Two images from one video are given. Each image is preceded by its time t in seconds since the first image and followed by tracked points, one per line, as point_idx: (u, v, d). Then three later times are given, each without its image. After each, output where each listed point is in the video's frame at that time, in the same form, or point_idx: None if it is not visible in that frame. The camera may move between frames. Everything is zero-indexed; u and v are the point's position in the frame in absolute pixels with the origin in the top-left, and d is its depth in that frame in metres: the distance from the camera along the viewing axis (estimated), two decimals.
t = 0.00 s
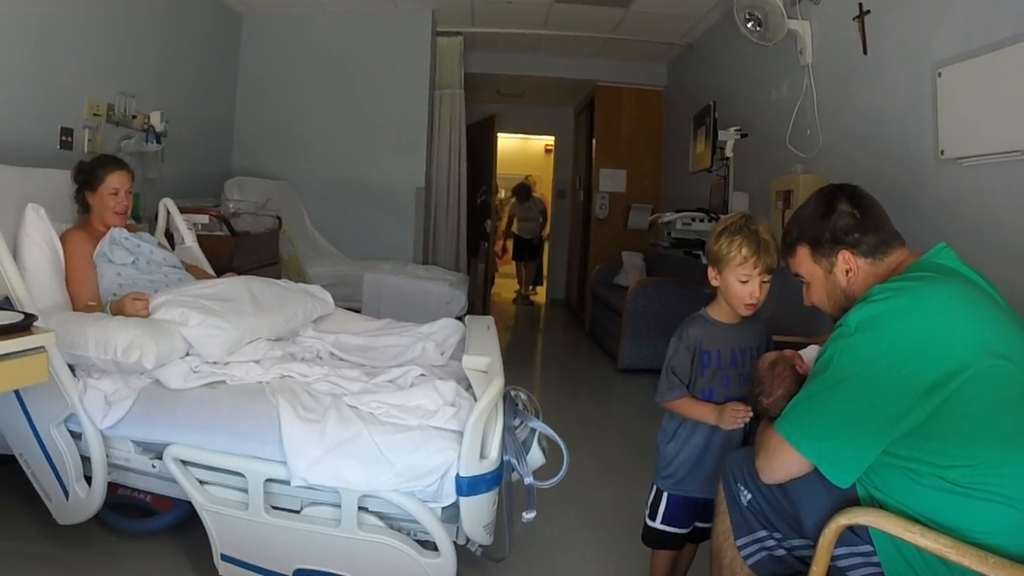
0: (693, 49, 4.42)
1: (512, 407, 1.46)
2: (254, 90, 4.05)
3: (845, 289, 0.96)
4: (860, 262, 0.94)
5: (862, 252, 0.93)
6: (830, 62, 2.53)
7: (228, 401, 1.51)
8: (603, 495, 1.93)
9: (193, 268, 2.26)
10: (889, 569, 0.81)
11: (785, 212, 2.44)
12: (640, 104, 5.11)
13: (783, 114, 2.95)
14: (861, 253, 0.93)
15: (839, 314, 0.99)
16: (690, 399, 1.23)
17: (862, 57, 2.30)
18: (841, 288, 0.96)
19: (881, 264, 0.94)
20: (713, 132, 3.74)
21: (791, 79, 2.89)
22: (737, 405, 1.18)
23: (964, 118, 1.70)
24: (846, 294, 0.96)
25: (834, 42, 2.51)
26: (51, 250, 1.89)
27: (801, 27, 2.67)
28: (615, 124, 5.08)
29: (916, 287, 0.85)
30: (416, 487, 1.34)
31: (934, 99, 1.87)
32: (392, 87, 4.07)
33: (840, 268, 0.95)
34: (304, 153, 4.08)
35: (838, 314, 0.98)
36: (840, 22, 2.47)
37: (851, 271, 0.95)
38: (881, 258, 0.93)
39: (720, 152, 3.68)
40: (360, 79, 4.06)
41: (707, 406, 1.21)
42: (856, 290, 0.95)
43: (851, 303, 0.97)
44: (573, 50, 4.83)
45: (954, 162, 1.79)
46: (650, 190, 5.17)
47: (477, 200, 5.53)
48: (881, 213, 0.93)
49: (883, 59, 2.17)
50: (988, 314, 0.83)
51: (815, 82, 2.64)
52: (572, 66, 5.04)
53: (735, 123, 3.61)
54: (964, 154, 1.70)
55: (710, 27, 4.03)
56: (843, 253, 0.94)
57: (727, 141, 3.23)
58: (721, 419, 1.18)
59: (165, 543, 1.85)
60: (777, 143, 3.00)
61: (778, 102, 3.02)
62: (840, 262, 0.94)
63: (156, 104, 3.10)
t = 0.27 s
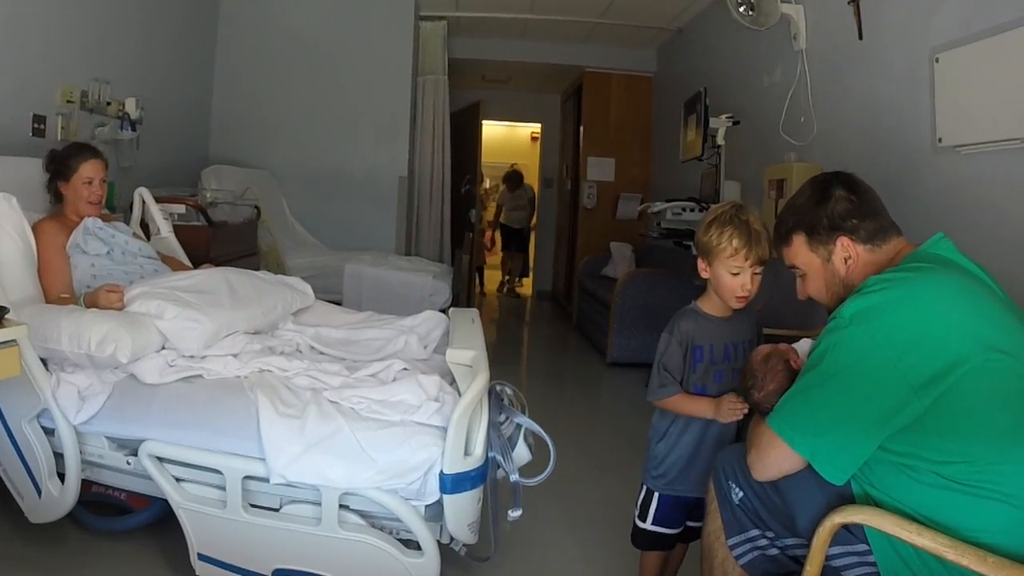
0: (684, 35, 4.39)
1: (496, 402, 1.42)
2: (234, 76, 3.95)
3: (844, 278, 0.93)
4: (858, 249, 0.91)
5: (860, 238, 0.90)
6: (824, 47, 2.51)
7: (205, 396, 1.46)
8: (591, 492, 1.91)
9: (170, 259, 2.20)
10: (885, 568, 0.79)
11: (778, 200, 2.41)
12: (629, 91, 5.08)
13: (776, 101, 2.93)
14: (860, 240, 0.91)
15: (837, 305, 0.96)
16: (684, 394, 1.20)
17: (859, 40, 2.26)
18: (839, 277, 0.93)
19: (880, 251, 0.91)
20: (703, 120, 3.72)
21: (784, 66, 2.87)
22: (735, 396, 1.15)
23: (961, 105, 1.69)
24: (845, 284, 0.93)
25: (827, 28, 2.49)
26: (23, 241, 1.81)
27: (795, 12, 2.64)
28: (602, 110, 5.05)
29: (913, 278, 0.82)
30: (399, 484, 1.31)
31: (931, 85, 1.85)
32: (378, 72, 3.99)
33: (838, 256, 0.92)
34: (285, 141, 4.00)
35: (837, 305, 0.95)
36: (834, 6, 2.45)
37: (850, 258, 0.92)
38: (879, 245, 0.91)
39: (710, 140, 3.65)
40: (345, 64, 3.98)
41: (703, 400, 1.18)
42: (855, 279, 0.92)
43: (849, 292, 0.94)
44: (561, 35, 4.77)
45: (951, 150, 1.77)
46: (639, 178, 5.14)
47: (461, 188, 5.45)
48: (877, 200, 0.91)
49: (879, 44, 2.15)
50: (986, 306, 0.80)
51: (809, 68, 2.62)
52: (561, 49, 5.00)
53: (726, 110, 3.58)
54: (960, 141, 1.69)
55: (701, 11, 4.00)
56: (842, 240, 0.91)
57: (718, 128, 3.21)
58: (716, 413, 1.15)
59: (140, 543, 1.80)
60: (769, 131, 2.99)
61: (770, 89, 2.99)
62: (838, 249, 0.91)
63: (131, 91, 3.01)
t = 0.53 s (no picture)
0: (674, 19, 4.37)
1: (481, 397, 1.38)
2: (212, 62, 3.86)
3: (845, 259, 0.90)
4: (859, 227, 0.89)
5: (861, 216, 0.88)
6: (818, 33, 2.49)
7: (181, 391, 1.41)
8: (579, 490, 1.89)
9: (144, 250, 2.14)
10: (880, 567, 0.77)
11: (770, 189, 2.38)
12: (617, 78, 5.05)
13: (769, 86, 2.90)
14: (860, 218, 0.88)
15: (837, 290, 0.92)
16: (678, 388, 1.17)
17: (854, 25, 2.24)
18: (840, 258, 0.90)
19: (879, 232, 0.89)
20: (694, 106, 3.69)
21: (777, 51, 2.85)
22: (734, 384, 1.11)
23: (960, 91, 1.67)
24: (846, 266, 0.90)
25: (822, 11, 2.47)
26: None
27: None
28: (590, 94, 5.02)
29: (909, 269, 0.79)
30: (381, 482, 1.27)
31: (928, 70, 1.84)
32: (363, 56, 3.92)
33: (838, 235, 0.89)
34: (266, 128, 3.92)
35: (837, 291, 0.92)
36: None
37: (851, 238, 0.89)
38: (879, 225, 0.89)
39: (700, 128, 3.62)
40: (328, 48, 3.91)
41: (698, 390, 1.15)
42: (855, 260, 0.90)
43: (851, 274, 0.90)
44: (550, 20, 4.71)
45: (950, 138, 1.75)
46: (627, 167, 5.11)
47: (444, 176, 5.38)
48: (874, 182, 0.90)
49: (875, 27, 2.13)
50: (985, 298, 0.78)
51: (802, 54, 2.59)
52: (548, 33, 4.95)
53: (716, 97, 3.56)
54: (960, 128, 1.67)
55: None
56: (842, 218, 0.88)
57: (709, 115, 3.18)
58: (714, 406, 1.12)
59: (113, 543, 1.74)
60: (761, 118, 2.96)
61: (763, 74, 2.97)
62: (839, 228, 0.89)
63: (104, 78, 2.91)
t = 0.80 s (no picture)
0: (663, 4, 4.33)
1: (464, 391, 1.35)
2: (190, 46, 3.76)
3: (840, 240, 0.87)
4: (857, 210, 0.86)
5: (859, 200, 0.86)
6: (811, 18, 2.46)
7: (156, 386, 1.36)
8: (566, 486, 1.86)
9: (118, 239, 2.07)
10: (875, 567, 0.75)
11: (763, 176, 2.37)
12: (605, 62, 5.02)
13: (762, 70, 2.88)
14: (859, 200, 0.86)
15: (830, 272, 0.89)
16: (667, 381, 1.14)
17: (849, 8, 2.22)
18: (836, 238, 0.87)
19: (876, 218, 0.87)
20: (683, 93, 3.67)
21: (769, 35, 2.83)
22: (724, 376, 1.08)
23: (957, 77, 1.65)
24: (841, 248, 0.87)
25: None
26: None
27: None
28: (577, 79, 4.98)
29: (906, 261, 0.77)
30: (362, 479, 1.23)
31: (925, 55, 1.82)
32: (348, 38, 3.85)
33: (835, 216, 0.87)
34: (246, 115, 3.83)
35: (830, 276, 0.89)
36: None
37: (848, 219, 0.87)
38: (876, 211, 0.87)
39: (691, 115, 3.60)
40: (311, 32, 3.83)
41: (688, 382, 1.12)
42: (851, 243, 0.87)
43: (845, 259, 0.88)
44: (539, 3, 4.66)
45: (946, 124, 1.74)
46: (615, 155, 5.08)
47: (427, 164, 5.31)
48: (872, 166, 0.88)
49: (870, 10, 2.11)
50: (982, 290, 0.76)
51: (796, 38, 2.57)
52: (533, 16, 4.91)
53: (707, 82, 3.54)
54: (959, 116, 1.66)
55: None
56: (841, 197, 0.86)
57: (700, 101, 3.15)
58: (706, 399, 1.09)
59: (86, 542, 1.69)
60: (753, 104, 2.94)
61: (756, 59, 2.95)
62: (838, 207, 0.86)
63: (75, 62, 2.81)
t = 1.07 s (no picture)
0: None
1: (447, 385, 1.31)
2: (166, 29, 3.66)
3: (835, 226, 0.85)
4: (851, 195, 0.84)
5: (853, 185, 0.83)
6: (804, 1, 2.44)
7: (129, 380, 1.31)
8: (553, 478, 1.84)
9: (90, 228, 2.01)
10: (870, 566, 0.73)
11: (755, 164, 2.35)
12: (592, 46, 4.98)
13: (754, 53, 2.86)
14: (854, 185, 0.84)
15: (823, 260, 0.86)
16: (657, 374, 1.11)
17: None
18: (830, 225, 0.85)
19: (871, 205, 0.84)
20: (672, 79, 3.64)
21: (761, 18, 2.80)
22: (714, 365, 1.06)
23: (955, 62, 1.64)
24: (835, 235, 0.85)
25: None
26: None
27: None
28: (563, 65, 4.94)
29: (903, 251, 0.74)
30: (341, 476, 1.20)
31: (922, 40, 1.80)
32: (333, 20, 3.77)
33: (830, 201, 0.84)
34: (223, 101, 3.75)
35: (824, 264, 0.86)
36: None
37: (842, 205, 0.84)
38: (871, 197, 0.84)
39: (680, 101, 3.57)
40: (290, 13, 3.74)
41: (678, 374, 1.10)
42: (846, 229, 0.84)
43: (840, 246, 0.85)
44: None
45: (944, 109, 1.73)
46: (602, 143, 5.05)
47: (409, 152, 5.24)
48: (867, 151, 0.85)
49: None
50: (982, 281, 0.73)
51: (790, 21, 2.54)
52: None
53: (698, 66, 3.51)
54: (956, 101, 1.65)
55: None
56: (835, 182, 0.83)
57: (690, 86, 3.12)
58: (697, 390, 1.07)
59: (57, 542, 1.64)
60: (744, 90, 2.92)
61: (747, 42, 2.92)
62: (832, 192, 0.84)
63: (44, 46, 2.71)
